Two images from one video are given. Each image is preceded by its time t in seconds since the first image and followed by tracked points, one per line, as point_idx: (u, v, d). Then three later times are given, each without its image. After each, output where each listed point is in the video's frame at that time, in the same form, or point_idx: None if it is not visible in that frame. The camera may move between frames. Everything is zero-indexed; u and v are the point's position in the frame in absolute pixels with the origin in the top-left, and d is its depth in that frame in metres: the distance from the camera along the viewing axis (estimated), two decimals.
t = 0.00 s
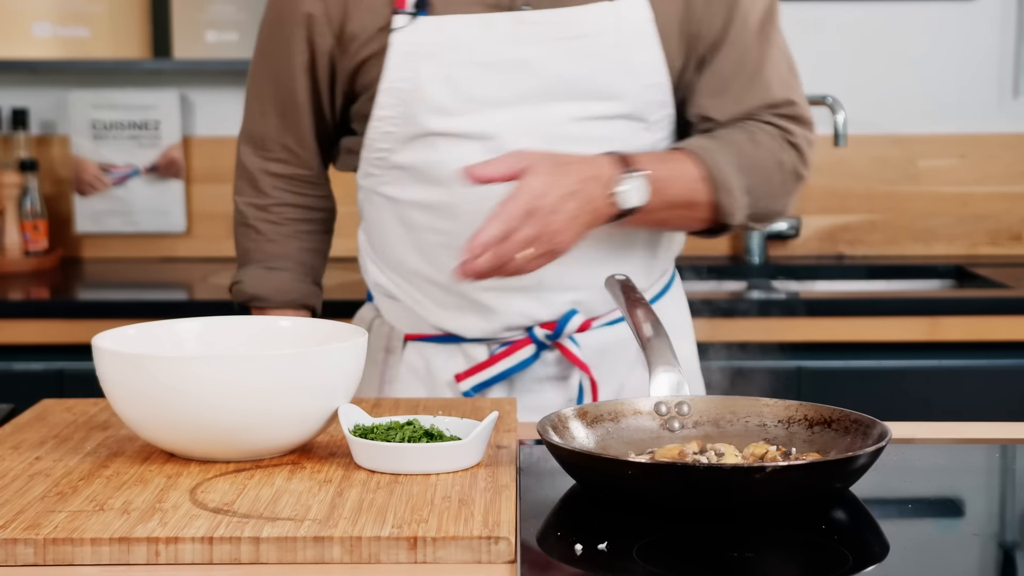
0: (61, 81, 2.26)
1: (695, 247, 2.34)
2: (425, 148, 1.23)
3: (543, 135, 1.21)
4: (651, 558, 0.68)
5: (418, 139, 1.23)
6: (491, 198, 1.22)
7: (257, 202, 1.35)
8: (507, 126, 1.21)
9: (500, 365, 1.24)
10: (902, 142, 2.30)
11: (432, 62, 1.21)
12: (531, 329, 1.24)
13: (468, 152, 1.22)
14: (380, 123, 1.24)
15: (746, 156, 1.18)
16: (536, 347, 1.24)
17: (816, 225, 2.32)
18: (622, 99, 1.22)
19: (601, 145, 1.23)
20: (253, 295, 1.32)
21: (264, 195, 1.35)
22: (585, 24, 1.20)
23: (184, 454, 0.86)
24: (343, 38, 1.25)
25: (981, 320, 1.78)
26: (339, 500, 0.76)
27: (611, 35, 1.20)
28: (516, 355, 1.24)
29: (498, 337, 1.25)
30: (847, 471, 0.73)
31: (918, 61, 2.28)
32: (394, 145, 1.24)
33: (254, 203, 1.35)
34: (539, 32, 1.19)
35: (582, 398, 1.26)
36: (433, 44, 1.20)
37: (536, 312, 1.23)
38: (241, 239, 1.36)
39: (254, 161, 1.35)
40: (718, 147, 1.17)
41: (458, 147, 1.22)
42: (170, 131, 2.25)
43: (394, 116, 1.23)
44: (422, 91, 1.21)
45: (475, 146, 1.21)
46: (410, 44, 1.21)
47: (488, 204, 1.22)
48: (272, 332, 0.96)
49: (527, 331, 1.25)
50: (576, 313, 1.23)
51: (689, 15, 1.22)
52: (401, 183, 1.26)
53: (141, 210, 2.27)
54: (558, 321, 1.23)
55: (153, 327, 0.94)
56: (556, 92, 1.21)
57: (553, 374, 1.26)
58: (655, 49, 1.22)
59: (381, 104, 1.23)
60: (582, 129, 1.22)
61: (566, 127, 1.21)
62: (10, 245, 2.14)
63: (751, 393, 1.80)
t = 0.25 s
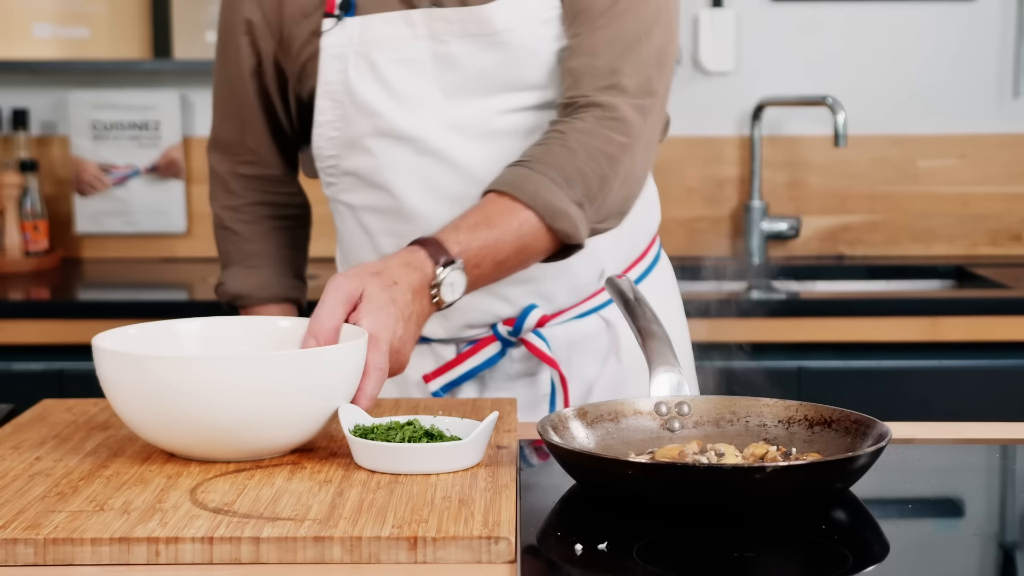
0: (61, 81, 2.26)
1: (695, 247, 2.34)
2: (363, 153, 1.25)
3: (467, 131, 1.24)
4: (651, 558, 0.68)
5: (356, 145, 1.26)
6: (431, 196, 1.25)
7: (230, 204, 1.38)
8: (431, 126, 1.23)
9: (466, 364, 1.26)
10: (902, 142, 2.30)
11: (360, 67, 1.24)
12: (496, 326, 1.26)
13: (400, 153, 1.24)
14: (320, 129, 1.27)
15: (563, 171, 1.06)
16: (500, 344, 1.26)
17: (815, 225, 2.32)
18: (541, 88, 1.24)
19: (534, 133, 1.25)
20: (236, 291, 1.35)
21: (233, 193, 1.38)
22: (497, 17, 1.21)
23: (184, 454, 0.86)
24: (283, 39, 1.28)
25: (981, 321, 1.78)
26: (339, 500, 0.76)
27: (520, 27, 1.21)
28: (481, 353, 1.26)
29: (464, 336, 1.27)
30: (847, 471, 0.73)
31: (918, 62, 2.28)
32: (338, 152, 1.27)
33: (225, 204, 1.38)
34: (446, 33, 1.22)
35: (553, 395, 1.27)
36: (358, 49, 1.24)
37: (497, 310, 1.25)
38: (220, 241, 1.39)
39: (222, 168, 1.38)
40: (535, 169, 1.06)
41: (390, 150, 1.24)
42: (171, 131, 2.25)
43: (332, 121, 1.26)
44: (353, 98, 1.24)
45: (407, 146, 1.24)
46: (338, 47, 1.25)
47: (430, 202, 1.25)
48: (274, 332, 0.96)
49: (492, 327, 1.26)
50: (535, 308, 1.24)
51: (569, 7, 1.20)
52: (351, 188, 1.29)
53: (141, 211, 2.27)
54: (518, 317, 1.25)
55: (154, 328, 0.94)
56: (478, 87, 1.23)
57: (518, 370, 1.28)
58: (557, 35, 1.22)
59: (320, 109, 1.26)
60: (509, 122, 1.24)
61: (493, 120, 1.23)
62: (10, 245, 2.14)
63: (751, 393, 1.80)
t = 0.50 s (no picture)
0: (61, 81, 2.26)
1: (695, 247, 2.34)
2: (352, 150, 1.23)
3: (458, 125, 1.21)
4: (652, 558, 0.68)
5: (345, 142, 1.23)
6: (421, 191, 1.23)
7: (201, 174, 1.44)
8: (423, 120, 1.21)
9: (464, 363, 1.26)
10: (902, 142, 2.30)
11: (348, 61, 1.22)
12: (492, 323, 1.26)
13: (392, 149, 1.22)
14: (311, 126, 1.25)
15: (576, 161, 1.07)
16: (498, 342, 1.26)
17: (815, 225, 2.32)
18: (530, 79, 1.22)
19: (524, 126, 1.22)
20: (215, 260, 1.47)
21: (205, 163, 1.43)
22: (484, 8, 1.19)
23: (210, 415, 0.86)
24: (263, 32, 1.27)
25: (981, 321, 1.78)
26: (339, 500, 0.76)
27: (508, 18, 1.19)
28: (478, 352, 1.26)
29: (460, 334, 1.28)
30: (847, 471, 0.73)
31: (918, 62, 2.28)
32: (328, 151, 1.25)
33: (198, 171, 1.44)
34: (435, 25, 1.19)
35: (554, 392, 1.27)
36: (345, 44, 1.22)
37: (495, 306, 1.26)
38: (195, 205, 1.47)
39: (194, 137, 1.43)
40: (545, 159, 1.06)
41: (380, 147, 1.22)
42: (170, 131, 2.25)
43: (323, 117, 1.24)
44: (343, 95, 1.22)
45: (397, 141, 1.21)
46: (327, 43, 1.23)
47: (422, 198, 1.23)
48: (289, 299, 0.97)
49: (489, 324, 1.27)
50: (532, 304, 1.24)
51: None
52: (341, 188, 1.27)
53: (141, 211, 2.27)
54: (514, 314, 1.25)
55: (177, 292, 0.94)
56: (469, 80, 1.21)
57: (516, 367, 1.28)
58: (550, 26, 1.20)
59: (309, 107, 1.24)
60: (499, 115, 1.22)
61: (481, 113, 1.21)
62: (10, 245, 2.14)
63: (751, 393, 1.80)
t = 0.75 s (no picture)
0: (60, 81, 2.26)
1: (696, 247, 2.34)
2: (395, 146, 1.19)
3: (507, 120, 1.18)
4: (651, 558, 0.68)
5: (389, 139, 1.20)
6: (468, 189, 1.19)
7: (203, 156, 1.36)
8: (472, 115, 1.17)
9: (508, 363, 1.20)
10: (901, 142, 2.30)
11: (394, 54, 1.18)
12: (536, 323, 1.21)
13: (437, 144, 1.18)
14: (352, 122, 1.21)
15: (688, 128, 1.06)
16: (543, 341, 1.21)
17: (815, 225, 2.32)
18: (584, 76, 1.18)
19: (575, 122, 1.19)
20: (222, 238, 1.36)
21: (209, 144, 1.36)
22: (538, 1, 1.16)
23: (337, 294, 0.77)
24: (289, 26, 1.23)
25: (981, 320, 1.78)
26: (339, 499, 0.76)
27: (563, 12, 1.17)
28: (523, 352, 1.21)
29: (502, 335, 1.22)
30: (846, 471, 0.73)
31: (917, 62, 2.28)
32: (367, 148, 1.21)
33: (201, 153, 1.36)
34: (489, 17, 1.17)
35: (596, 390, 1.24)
36: (390, 36, 1.18)
37: (537, 303, 1.21)
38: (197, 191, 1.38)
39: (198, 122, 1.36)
40: (656, 122, 1.05)
41: (426, 141, 1.18)
42: (170, 131, 2.25)
43: (365, 114, 1.21)
44: (387, 89, 1.19)
45: (445, 138, 1.18)
46: (369, 38, 1.19)
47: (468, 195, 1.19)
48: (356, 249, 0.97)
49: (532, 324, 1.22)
50: (580, 302, 1.20)
51: None
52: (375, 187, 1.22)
53: (141, 211, 2.27)
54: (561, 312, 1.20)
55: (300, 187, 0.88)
56: (520, 75, 1.17)
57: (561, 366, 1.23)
58: (607, 20, 1.18)
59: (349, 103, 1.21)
60: (550, 110, 1.18)
61: (531, 108, 1.17)
62: (9, 246, 2.14)
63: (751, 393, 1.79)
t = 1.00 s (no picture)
0: (61, 81, 2.26)
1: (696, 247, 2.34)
2: (495, 146, 1.18)
3: (613, 129, 1.17)
4: (651, 558, 0.68)
5: (487, 138, 1.19)
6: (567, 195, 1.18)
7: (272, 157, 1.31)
8: (579, 121, 1.16)
9: (588, 372, 1.20)
10: (902, 142, 2.30)
11: (499, 56, 1.17)
12: (615, 335, 1.20)
13: (538, 147, 1.17)
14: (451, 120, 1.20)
15: (850, 123, 1.15)
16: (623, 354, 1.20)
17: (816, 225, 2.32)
18: (691, 90, 1.18)
19: (677, 136, 1.19)
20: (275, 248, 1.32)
21: (278, 148, 1.31)
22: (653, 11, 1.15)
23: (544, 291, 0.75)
24: (388, 21, 1.22)
25: (981, 320, 1.78)
26: (339, 499, 0.76)
27: (678, 26, 1.16)
28: (602, 362, 1.20)
29: (580, 344, 1.21)
30: (847, 472, 0.73)
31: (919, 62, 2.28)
32: (463, 146, 1.20)
33: (268, 156, 1.32)
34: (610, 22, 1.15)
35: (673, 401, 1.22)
36: (499, 38, 1.17)
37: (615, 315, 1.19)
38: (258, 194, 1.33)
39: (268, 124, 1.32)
40: (832, 118, 1.15)
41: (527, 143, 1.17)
42: (171, 131, 2.25)
43: (467, 114, 1.19)
44: (490, 86, 1.18)
45: (549, 142, 1.17)
46: (477, 38, 1.17)
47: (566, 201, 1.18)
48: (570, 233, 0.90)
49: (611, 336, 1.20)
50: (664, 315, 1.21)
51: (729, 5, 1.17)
52: (464, 186, 1.20)
53: (141, 211, 2.27)
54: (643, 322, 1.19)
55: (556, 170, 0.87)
56: (631, 83, 1.17)
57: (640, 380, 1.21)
58: (720, 35, 1.18)
59: (449, 101, 1.20)
60: (654, 121, 1.17)
61: (635, 118, 1.17)
62: (10, 246, 2.14)
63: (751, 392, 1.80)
